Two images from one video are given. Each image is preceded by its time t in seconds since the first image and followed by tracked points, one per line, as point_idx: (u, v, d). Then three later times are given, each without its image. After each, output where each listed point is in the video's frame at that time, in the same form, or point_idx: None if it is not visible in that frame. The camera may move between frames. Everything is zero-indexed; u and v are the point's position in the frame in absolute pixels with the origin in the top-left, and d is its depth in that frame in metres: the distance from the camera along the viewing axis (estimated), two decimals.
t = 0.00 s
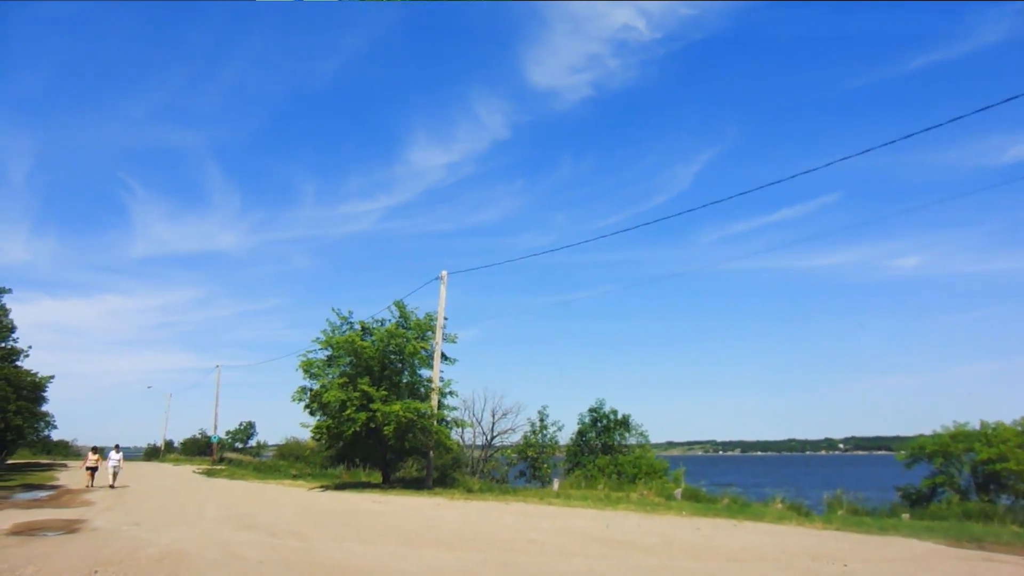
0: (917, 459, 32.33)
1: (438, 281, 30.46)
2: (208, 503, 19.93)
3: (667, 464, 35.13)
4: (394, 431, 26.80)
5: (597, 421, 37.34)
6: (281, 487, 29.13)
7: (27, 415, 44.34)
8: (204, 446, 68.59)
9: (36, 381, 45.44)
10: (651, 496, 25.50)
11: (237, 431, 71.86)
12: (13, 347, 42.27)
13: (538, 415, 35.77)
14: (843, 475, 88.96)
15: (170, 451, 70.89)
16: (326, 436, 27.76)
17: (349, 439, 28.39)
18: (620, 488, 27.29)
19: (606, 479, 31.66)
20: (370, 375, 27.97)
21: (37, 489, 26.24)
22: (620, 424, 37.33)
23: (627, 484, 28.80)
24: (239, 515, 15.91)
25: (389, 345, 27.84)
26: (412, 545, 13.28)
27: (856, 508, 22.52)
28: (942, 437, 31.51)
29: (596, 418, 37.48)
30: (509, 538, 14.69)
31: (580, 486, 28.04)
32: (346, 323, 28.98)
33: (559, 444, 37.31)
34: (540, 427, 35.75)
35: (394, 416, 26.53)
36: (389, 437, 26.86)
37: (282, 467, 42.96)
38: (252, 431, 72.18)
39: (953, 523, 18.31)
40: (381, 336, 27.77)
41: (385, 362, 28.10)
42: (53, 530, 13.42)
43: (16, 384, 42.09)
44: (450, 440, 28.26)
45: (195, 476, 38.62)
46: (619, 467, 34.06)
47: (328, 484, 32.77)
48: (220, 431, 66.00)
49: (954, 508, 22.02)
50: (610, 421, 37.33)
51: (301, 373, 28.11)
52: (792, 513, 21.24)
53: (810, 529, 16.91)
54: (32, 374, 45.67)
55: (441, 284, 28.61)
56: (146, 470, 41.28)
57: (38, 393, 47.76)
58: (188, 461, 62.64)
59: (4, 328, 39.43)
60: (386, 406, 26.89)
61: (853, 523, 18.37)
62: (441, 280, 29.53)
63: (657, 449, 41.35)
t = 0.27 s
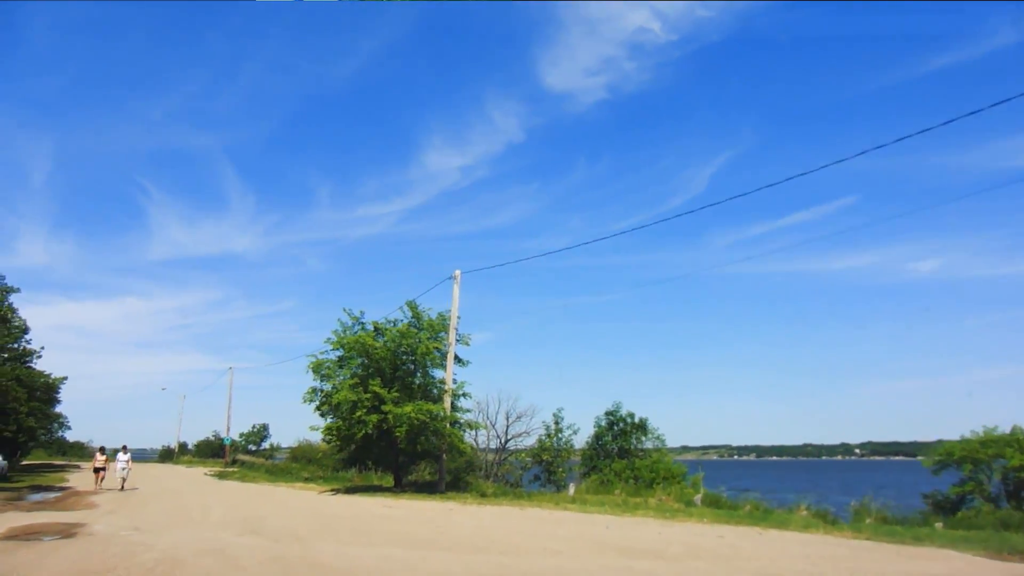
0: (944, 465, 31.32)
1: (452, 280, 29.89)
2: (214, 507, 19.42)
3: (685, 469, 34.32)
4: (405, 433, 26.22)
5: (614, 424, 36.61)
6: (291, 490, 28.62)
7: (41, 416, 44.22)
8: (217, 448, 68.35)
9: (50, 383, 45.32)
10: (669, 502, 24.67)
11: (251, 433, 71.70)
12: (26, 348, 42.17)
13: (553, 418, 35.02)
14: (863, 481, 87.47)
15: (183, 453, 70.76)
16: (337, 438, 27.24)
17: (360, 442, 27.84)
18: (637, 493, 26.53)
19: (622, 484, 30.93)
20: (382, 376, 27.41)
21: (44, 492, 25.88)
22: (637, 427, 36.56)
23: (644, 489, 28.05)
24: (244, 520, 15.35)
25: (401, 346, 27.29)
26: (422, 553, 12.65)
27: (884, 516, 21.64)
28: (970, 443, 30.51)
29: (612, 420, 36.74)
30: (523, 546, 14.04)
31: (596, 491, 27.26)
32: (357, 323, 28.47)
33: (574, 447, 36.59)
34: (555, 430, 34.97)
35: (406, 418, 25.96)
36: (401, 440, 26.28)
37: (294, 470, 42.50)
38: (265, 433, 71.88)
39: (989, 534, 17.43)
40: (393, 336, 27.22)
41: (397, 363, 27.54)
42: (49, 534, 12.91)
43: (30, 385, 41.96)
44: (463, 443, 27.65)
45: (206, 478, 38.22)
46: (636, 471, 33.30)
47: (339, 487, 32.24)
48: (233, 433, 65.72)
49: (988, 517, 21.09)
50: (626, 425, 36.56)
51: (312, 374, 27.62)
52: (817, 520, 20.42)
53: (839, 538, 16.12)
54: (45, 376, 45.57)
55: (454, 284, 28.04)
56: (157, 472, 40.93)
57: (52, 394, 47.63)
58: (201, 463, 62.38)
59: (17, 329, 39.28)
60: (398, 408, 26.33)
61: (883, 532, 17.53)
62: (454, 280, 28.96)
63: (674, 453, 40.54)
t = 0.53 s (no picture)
0: (974, 458, 30.31)
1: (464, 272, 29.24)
2: (221, 505, 18.85)
3: (705, 463, 33.54)
4: (418, 428, 25.62)
5: (631, 418, 35.90)
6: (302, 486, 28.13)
7: (54, 413, 44.02)
8: (232, 444, 68.16)
9: (63, 379, 45.10)
10: (690, 497, 23.88)
11: (265, 429, 71.54)
12: (38, 345, 41.92)
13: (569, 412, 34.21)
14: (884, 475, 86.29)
15: (198, 449, 70.67)
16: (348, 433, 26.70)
17: (372, 437, 27.28)
18: (657, 489, 25.75)
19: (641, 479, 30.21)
20: (393, 369, 26.82)
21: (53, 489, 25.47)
22: (655, 420, 35.84)
23: (664, 484, 27.29)
24: (249, 519, 14.76)
25: (413, 338, 26.68)
26: (434, 554, 11.99)
27: (915, 511, 20.76)
28: (1002, 435, 29.49)
29: (630, 414, 36.01)
30: (541, 546, 13.36)
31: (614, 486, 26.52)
32: (368, 315, 27.88)
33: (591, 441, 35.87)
34: (572, 423, 34.14)
35: (418, 412, 25.35)
36: (413, 434, 25.68)
37: (307, 466, 42.09)
38: (280, 429, 71.64)
39: None
40: (404, 329, 26.61)
41: (409, 357, 26.94)
42: (44, 533, 12.33)
43: (42, 382, 41.72)
44: (478, 438, 27.01)
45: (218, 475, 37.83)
46: (655, 465, 32.55)
47: (351, 483, 31.69)
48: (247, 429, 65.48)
49: None
50: (644, 418, 35.84)
51: (322, 368, 27.07)
52: (846, 516, 19.59)
53: (873, 536, 15.30)
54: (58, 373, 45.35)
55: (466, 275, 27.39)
56: (170, 468, 40.62)
57: (65, 391, 47.46)
58: (215, 460, 62.20)
59: (29, 326, 39.01)
60: (410, 402, 25.72)
61: (919, 529, 16.67)
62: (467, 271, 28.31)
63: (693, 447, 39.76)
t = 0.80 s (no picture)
0: (1008, 449, 29.25)
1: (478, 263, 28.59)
2: (230, 504, 18.33)
3: (726, 457, 32.70)
4: (432, 424, 25.01)
5: (650, 410, 35.18)
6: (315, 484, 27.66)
7: (69, 412, 43.88)
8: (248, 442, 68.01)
9: (77, 378, 44.95)
10: (714, 492, 23.13)
11: (282, 426, 71.41)
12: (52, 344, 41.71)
13: (588, 405, 33.37)
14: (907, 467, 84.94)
15: (215, 447, 70.64)
16: (361, 429, 26.14)
17: (386, 433, 26.70)
18: (679, 483, 25.01)
19: (661, 473, 29.50)
20: (406, 364, 26.22)
21: (64, 489, 25.11)
22: (675, 413, 35.07)
23: (686, 478, 26.48)
24: (256, 519, 14.18)
25: (426, 332, 26.08)
26: (449, 557, 11.31)
27: (951, 505, 19.84)
28: None
29: (649, 406, 35.28)
30: (561, 546, 12.65)
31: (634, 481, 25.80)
32: (380, 309, 27.31)
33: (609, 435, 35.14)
34: (590, 417, 33.30)
35: (432, 407, 24.75)
36: (428, 430, 25.07)
37: (322, 463, 41.70)
38: (296, 426, 71.47)
39: None
40: (417, 322, 26.00)
41: (422, 351, 26.32)
42: (39, 536, 11.77)
43: (57, 381, 41.54)
44: (494, 433, 26.37)
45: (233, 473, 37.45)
46: (675, 459, 31.79)
47: (366, 480, 31.18)
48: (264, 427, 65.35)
49: None
50: (664, 412, 35.09)
51: (334, 363, 26.52)
52: (879, 510, 18.72)
53: (912, 532, 14.46)
54: (73, 371, 45.20)
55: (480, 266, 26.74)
56: (184, 466, 40.33)
57: (81, 390, 47.33)
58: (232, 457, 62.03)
59: (42, 324, 38.81)
60: (424, 396, 25.11)
61: (960, 524, 15.78)
62: (480, 262, 27.66)
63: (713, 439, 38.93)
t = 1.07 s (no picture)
0: None
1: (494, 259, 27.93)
2: (238, 508, 17.82)
3: (749, 458, 31.79)
4: (446, 424, 24.38)
5: (670, 411, 34.35)
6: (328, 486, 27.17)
7: (84, 412, 43.68)
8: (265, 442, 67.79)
9: (92, 378, 44.75)
10: (738, 495, 22.27)
11: (297, 426, 71.13)
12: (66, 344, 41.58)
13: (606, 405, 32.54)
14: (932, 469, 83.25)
15: (231, 448, 70.53)
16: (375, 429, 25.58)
17: (400, 434, 26.12)
18: (701, 485, 24.19)
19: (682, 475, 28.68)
20: (420, 362, 25.62)
21: (74, 490, 24.75)
22: (696, 414, 34.23)
23: (708, 480, 25.66)
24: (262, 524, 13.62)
25: (440, 330, 25.46)
26: (462, 564, 10.67)
27: (990, 509, 18.88)
28: None
29: (669, 407, 34.46)
30: (580, 553, 11.96)
31: (654, 483, 24.99)
32: (394, 306, 26.75)
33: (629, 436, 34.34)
34: (609, 417, 32.39)
35: (446, 407, 24.12)
36: (442, 431, 24.45)
37: (337, 464, 41.25)
38: (312, 426, 71.18)
39: None
40: (431, 320, 25.40)
41: (436, 349, 25.71)
42: (34, 540, 11.30)
43: (71, 381, 41.34)
44: (510, 433, 25.70)
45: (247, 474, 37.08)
46: (696, 460, 30.94)
47: (380, 481, 30.61)
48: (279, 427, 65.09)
49: None
50: (684, 412, 34.25)
51: (347, 361, 25.98)
52: (915, 515, 17.83)
53: (955, 539, 13.60)
54: (88, 371, 45.01)
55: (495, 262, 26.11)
56: (198, 467, 40.03)
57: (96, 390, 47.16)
58: (248, 457, 61.75)
59: (55, 324, 38.58)
60: (439, 396, 24.48)
61: (1004, 530, 14.88)
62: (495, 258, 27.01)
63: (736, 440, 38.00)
